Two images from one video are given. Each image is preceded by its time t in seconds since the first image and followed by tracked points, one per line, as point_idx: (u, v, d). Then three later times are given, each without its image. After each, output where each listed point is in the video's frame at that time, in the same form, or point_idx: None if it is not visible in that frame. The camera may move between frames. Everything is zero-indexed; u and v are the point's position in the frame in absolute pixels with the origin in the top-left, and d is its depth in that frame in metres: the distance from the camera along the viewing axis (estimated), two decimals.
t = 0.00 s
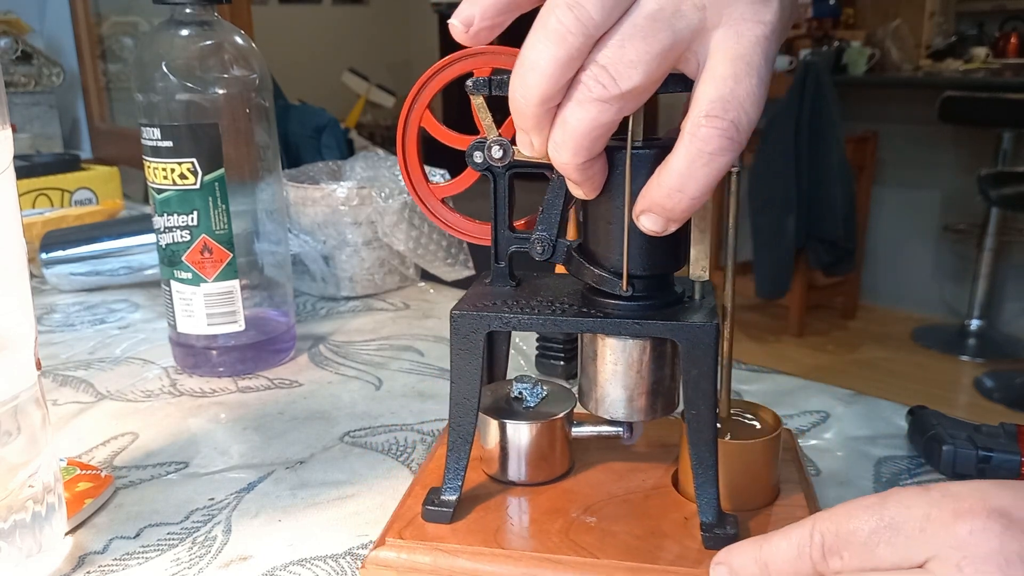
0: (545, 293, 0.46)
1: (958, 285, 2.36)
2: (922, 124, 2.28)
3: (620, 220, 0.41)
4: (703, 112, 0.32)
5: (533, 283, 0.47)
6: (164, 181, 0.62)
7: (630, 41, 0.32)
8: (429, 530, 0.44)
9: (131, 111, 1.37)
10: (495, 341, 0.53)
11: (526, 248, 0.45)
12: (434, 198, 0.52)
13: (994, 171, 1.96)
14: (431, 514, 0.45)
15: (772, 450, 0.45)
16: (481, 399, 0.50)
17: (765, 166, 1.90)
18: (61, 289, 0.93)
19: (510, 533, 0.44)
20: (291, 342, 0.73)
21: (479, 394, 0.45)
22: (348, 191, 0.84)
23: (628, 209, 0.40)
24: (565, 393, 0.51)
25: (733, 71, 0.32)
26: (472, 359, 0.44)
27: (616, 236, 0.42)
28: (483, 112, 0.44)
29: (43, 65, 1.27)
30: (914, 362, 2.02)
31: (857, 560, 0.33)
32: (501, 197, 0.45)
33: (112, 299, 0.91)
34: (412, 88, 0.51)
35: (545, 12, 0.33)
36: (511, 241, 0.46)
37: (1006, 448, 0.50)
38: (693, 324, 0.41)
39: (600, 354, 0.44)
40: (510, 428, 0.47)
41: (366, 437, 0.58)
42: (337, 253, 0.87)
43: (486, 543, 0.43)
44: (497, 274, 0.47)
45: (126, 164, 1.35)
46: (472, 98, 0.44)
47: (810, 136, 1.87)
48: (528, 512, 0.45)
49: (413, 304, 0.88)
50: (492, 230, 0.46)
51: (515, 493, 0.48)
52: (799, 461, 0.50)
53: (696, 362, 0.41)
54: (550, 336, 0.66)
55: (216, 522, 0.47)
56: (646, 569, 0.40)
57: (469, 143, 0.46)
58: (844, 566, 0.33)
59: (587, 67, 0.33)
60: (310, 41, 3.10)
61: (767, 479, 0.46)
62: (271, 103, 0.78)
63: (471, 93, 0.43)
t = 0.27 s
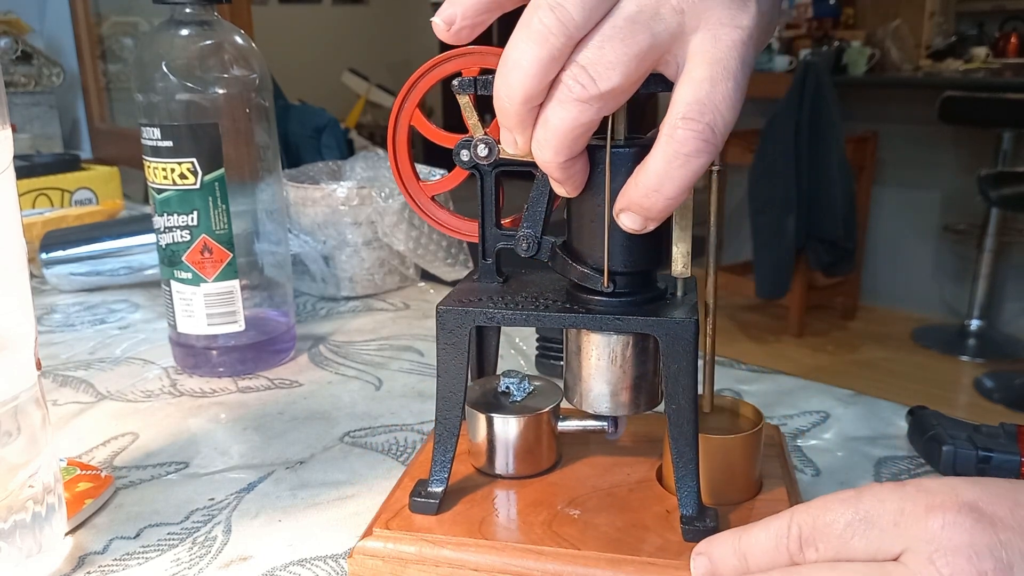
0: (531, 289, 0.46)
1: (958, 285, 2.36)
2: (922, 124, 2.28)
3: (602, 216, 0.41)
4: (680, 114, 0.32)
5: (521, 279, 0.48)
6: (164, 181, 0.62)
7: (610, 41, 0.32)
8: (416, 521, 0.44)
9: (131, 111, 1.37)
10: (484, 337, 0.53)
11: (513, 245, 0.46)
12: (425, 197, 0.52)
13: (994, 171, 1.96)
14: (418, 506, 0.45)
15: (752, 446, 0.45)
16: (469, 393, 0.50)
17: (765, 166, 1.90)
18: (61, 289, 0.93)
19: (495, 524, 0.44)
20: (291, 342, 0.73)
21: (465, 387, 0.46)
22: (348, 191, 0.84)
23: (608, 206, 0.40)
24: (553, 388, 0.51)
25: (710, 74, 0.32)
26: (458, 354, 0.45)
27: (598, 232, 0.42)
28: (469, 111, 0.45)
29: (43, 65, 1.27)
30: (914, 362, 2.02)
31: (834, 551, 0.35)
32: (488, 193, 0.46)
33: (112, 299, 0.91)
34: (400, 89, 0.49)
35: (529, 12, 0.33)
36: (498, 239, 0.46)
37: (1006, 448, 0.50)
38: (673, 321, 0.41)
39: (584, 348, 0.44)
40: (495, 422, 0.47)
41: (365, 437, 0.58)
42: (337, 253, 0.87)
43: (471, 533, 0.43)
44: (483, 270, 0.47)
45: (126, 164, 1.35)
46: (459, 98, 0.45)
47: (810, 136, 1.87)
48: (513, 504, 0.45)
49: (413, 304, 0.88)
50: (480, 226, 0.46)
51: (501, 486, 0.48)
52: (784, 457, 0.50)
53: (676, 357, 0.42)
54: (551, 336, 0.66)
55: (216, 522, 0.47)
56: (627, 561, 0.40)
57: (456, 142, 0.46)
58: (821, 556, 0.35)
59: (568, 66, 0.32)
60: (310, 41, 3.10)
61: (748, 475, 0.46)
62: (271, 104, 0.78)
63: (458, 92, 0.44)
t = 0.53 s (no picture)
0: (531, 289, 0.46)
1: (958, 285, 2.36)
2: (922, 124, 2.28)
3: (602, 216, 0.41)
4: (679, 120, 0.32)
5: (521, 279, 0.47)
6: (164, 181, 0.62)
7: (618, 49, 0.32)
8: (416, 521, 0.44)
9: (131, 111, 1.37)
10: (485, 337, 0.53)
11: (513, 245, 0.46)
12: (425, 197, 0.52)
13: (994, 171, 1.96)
14: (418, 506, 0.45)
15: (752, 446, 0.45)
16: (469, 394, 0.50)
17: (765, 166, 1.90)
18: (61, 289, 0.93)
19: (495, 525, 0.44)
20: (291, 342, 0.73)
21: (465, 387, 0.46)
22: (348, 191, 0.84)
23: (608, 206, 0.40)
24: (554, 388, 0.51)
25: (709, 82, 0.32)
26: (459, 354, 0.45)
27: (598, 231, 0.42)
28: (469, 110, 0.45)
29: (43, 65, 1.27)
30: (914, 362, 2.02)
31: (841, 552, 0.35)
32: (488, 194, 0.46)
33: (112, 299, 0.91)
34: (400, 89, 0.49)
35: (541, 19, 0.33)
36: (498, 239, 0.46)
37: (1005, 448, 0.50)
38: (673, 321, 0.41)
39: (584, 349, 0.44)
40: (495, 422, 0.47)
41: (366, 437, 0.58)
42: (337, 253, 0.87)
43: (471, 533, 0.43)
44: (483, 270, 0.47)
45: (126, 164, 1.35)
46: (459, 99, 0.45)
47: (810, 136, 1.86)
48: (513, 504, 0.45)
49: (413, 304, 0.88)
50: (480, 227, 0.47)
51: (501, 486, 0.48)
52: (785, 456, 0.50)
53: (676, 356, 0.42)
54: (551, 336, 0.66)
55: (216, 522, 0.47)
56: (627, 561, 0.40)
57: (456, 143, 0.46)
58: (828, 556, 0.35)
59: (576, 74, 0.32)
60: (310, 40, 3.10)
61: (748, 475, 0.46)
62: (271, 104, 0.78)
63: (458, 93, 0.44)
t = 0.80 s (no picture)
0: (531, 289, 0.46)
1: (958, 285, 2.36)
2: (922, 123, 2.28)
3: (601, 216, 0.41)
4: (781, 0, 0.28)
5: (521, 279, 0.47)
6: (164, 181, 0.62)
7: None
8: (416, 521, 0.44)
9: (131, 111, 1.37)
10: (485, 337, 0.53)
11: (513, 245, 0.46)
12: (425, 196, 0.52)
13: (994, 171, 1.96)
14: (418, 506, 0.45)
15: (752, 446, 0.45)
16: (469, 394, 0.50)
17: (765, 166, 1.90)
18: (61, 289, 0.93)
19: (495, 525, 0.44)
20: (291, 342, 0.73)
21: (465, 387, 0.46)
22: (348, 191, 0.84)
23: (608, 207, 0.41)
24: (554, 388, 0.51)
25: None
26: (458, 354, 0.45)
27: (598, 231, 0.42)
28: (469, 110, 0.45)
29: (43, 65, 1.27)
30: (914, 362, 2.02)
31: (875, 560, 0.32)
32: (488, 195, 0.46)
33: (112, 299, 0.91)
34: (400, 89, 0.49)
35: (603, 0, 0.29)
36: (498, 239, 0.46)
37: (1005, 448, 0.50)
38: (672, 322, 0.41)
39: (584, 348, 0.44)
40: (496, 422, 0.47)
41: (366, 437, 0.58)
42: (337, 253, 0.87)
43: (471, 533, 0.43)
44: (483, 270, 0.47)
45: (126, 164, 1.35)
46: (459, 99, 0.45)
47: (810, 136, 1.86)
48: (513, 504, 0.45)
49: (413, 304, 0.88)
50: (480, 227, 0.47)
51: (501, 486, 0.48)
52: (785, 456, 0.50)
53: (676, 357, 0.42)
54: (551, 336, 0.66)
55: (216, 522, 0.47)
56: (627, 561, 0.40)
57: (456, 143, 0.46)
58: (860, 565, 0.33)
59: None
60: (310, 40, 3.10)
61: (748, 474, 0.46)
62: (271, 104, 0.78)
63: (458, 93, 0.45)
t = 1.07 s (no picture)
0: (532, 289, 0.46)
1: (958, 285, 2.36)
2: (921, 123, 2.28)
3: (601, 216, 0.41)
4: None
5: (521, 279, 0.48)
6: (164, 181, 0.62)
7: None
8: (416, 522, 0.44)
9: (132, 111, 1.37)
10: (485, 336, 0.53)
11: (514, 246, 0.46)
12: (425, 197, 0.52)
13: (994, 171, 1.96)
14: (418, 505, 0.45)
15: (752, 446, 0.45)
16: (469, 394, 0.50)
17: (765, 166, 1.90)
18: (61, 289, 0.93)
19: (496, 525, 0.44)
20: (291, 342, 0.73)
21: (465, 387, 0.46)
22: (348, 191, 0.84)
23: (608, 207, 0.41)
24: (554, 388, 0.51)
25: None
26: (458, 354, 0.45)
27: (598, 232, 0.42)
28: (470, 111, 0.45)
29: (43, 65, 1.27)
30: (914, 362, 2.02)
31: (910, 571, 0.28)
32: (489, 195, 0.46)
33: (112, 299, 0.91)
34: (400, 89, 0.49)
35: None
36: (498, 239, 0.46)
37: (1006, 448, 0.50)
38: (672, 321, 0.41)
39: (584, 348, 0.44)
40: (496, 422, 0.47)
41: (366, 437, 0.58)
42: (337, 253, 0.87)
43: (471, 533, 0.43)
44: (483, 270, 0.47)
45: (126, 164, 1.35)
46: (459, 99, 0.45)
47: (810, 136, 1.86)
48: (513, 504, 0.45)
49: (413, 304, 0.88)
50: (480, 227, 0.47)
51: (501, 486, 0.48)
52: (785, 456, 0.50)
53: (676, 357, 0.42)
54: (551, 336, 0.66)
55: (216, 522, 0.47)
56: (626, 561, 0.40)
57: (456, 143, 0.46)
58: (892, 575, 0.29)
59: None
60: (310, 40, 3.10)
61: (748, 474, 0.46)
62: (271, 104, 0.78)
63: (458, 93, 0.45)
